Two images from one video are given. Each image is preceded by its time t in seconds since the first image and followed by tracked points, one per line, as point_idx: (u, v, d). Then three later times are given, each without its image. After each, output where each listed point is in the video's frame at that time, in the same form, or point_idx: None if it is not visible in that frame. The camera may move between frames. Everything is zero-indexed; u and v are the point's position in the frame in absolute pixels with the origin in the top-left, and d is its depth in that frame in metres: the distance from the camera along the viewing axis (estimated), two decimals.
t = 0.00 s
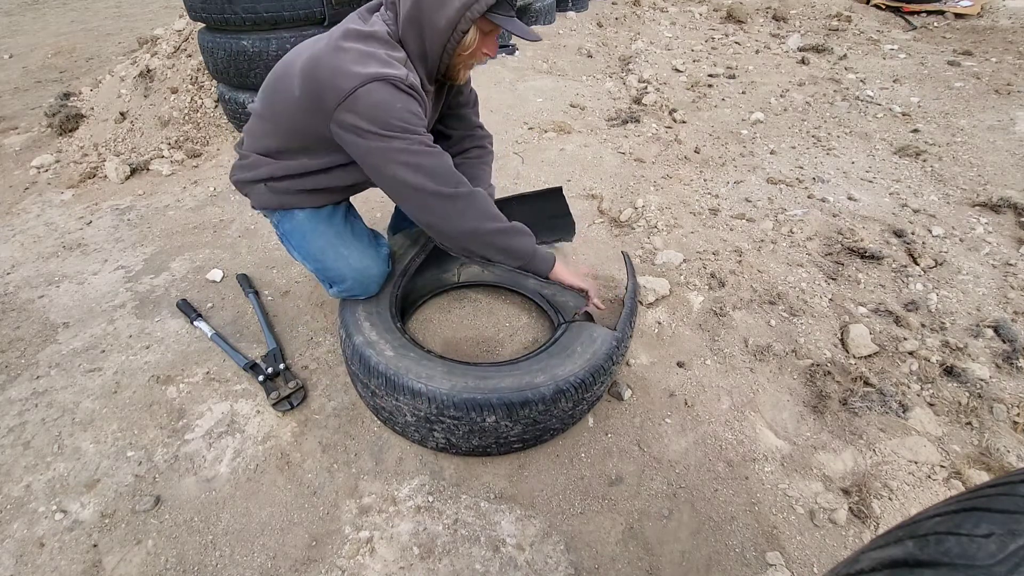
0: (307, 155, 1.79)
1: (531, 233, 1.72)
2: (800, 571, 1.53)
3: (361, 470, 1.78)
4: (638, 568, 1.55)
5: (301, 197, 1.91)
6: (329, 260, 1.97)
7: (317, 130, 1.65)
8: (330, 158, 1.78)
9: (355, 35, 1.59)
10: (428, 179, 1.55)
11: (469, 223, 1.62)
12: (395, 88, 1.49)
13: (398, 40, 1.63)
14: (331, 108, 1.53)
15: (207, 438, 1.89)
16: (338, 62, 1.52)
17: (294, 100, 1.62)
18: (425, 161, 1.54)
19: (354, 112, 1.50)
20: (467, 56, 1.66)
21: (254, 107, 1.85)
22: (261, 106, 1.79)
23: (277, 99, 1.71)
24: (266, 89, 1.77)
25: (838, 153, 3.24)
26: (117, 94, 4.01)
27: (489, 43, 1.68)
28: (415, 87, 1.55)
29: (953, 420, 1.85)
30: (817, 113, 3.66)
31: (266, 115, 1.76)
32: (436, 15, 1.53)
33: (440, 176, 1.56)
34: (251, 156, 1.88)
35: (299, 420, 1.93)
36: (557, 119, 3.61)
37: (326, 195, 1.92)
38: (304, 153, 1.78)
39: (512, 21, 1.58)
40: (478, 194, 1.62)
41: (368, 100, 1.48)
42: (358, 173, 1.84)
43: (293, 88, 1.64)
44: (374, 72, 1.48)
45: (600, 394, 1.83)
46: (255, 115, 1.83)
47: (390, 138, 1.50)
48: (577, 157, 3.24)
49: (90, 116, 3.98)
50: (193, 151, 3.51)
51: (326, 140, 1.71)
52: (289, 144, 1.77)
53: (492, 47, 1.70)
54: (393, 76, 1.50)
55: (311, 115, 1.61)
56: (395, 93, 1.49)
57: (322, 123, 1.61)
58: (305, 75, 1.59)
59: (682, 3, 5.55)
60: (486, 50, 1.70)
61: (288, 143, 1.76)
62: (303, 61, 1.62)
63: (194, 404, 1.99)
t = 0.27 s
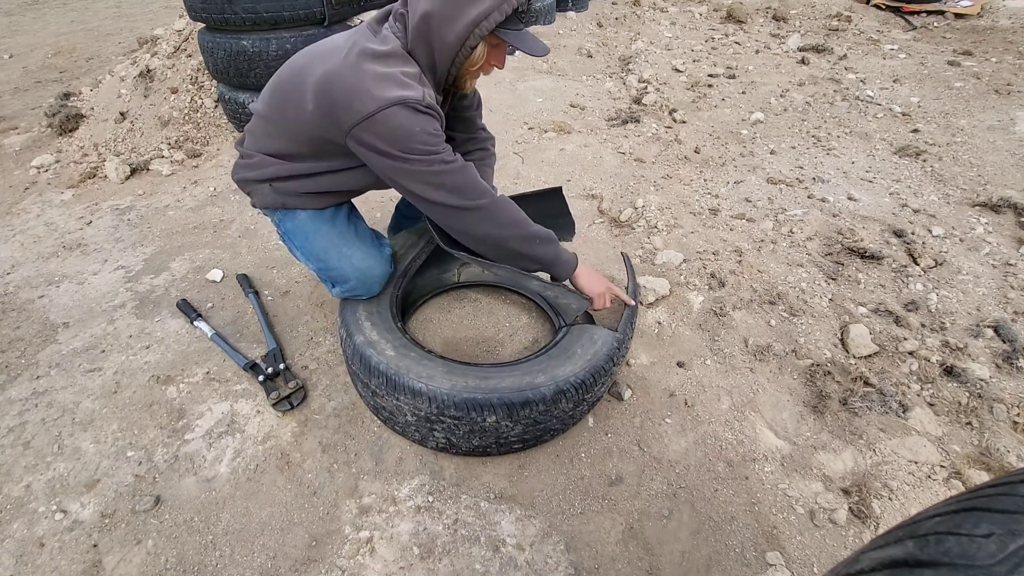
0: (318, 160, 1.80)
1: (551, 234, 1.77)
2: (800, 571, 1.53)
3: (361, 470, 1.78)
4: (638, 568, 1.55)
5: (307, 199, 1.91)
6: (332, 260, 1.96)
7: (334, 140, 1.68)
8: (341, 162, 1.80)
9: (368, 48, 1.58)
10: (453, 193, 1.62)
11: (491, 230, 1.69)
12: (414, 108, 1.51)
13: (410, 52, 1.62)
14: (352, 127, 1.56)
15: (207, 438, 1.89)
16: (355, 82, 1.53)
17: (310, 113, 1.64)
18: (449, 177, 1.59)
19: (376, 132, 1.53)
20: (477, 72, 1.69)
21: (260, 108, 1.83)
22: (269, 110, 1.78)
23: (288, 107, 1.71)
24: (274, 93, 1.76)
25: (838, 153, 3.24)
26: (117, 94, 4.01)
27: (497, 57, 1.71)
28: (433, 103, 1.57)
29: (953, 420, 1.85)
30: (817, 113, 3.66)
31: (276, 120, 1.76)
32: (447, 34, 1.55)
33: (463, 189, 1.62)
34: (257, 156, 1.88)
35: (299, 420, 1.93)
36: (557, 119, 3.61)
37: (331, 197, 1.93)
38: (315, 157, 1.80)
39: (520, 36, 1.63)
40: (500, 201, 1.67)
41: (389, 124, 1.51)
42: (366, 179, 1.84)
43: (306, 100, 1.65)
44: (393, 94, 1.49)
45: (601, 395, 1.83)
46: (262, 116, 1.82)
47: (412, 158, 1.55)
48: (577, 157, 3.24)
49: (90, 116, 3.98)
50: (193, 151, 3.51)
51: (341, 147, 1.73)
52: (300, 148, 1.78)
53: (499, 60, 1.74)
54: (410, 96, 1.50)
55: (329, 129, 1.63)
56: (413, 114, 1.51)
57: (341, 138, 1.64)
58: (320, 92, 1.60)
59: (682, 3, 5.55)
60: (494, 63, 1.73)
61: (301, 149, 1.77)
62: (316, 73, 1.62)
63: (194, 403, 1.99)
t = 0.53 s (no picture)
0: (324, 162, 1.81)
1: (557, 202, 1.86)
2: (800, 571, 1.53)
3: (361, 470, 1.78)
4: (638, 568, 1.55)
5: (309, 200, 1.91)
6: (332, 260, 1.96)
7: (344, 146, 1.70)
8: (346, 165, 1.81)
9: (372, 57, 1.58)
10: (471, 187, 1.69)
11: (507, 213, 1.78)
12: (427, 117, 1.55)
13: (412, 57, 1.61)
14: (366, 138, 1.59)
15: (207, 438, 1.89)
16: (364, 93, 1.54)
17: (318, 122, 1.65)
18: (466, 173, 1.66)
19: (392, 141, 1.57)
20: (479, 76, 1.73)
21: (261, 111, 1.83)
22: (272, 115, 1.78)
23: (293, 113, 1.72)
24: (275, 97, 1.76)
25: (838, 153, 3.24)
26: (117, 94, 4.01)
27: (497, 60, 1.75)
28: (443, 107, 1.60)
29: (953, 420, 1.85)
30: (817, 113, 3.66)
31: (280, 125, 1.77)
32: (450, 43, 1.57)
33: (479, 180, 1.69)
34: (259, 159, 1.88)
35: (299, 420, 1.93)
36: (557, 119, 3.61)
37: (336, 197, 1.93)
38: (319, 160, 1.81)
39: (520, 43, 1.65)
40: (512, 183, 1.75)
41: (406, 134, 1.55)
42: (367, 179, 1.84)
43: (313, 108, 1.65)
44: (406, 105, 1.52)
45: (601, 395, 1.83)
46: (264, 119, 1.82)
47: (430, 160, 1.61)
48: (577, 157, 3.24)
49: (90, 116, 3.98)
50: (193, 151, 3.51)
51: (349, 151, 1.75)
52: (305, 152, 1.79)
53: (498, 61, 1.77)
54: (422, 104, 1.54)
55: (339, 137, 1.66)
56: (427, 121, 1.55)
57: (352, 145, 1.67)
58: (327, 102, 1.60)
59: (682, 3, 5.55)
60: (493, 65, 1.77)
61: (307, 154, 1.79)
62: (321, 82, 1.62)
63: (194, 404, 1.99)
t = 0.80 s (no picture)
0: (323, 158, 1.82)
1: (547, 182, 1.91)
2: (800, 571, 1.53)
3: (361, 470, 1.78)
4: (638, 568, 1.55)
5: (310, 199, 1.91)
6: (332, 259, 1.96)
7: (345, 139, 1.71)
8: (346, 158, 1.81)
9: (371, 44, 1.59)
10: (471, 170, 1.70)
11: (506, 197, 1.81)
12: (429, 99, 1.56)
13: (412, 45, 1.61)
14: (369, 124, 1.60)
15: (207, 438, 1.89)
16: (366, 80, 1.55)
17: (319, 114, 1.66)
18: (467, 156, 1.68)
19: (395, 125, 1.58)
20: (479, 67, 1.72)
21: (261, 110, 1.84)
22: (272, 113, 1.79)
23: (294, 109, 1.72)
24: (276, 94, 1.77)
25: (838, 153, 3.24)
26: (117, 95, 4.01)
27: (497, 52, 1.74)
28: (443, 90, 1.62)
29: (953, 420, 1.85)
30: (817, 113, 3.66)
31: (281, 122, 1.77)
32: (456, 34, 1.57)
33: (479, 164, 1.71)
34: (260, 158, 1.89)
35: (299, 420, 1.93)
36: (557, 119, 3.61)
37: (336, 196, 1.93)
38: (320, 156, 1.81)
39: (521, 34, 1.64)
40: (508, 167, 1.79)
41: (408, 117, 1.56)
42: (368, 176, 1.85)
43: (314, 100, 1.66)
44: (408, 88, 1.53)
45: (600, 394, 1.83)
46: (264, 119, 1.83)
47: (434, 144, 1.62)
48: (577, 157, 3.24)
49: (91, 116, 3.98)
50: (193, 151, 3.51)
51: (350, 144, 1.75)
52: (305, 149, 1.79)
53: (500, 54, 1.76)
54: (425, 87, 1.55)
55: (341, 128, 1.66)
56: (430, 104, 1.56)
57: (354, 135, 1.67)
58: (329, 91, 1.61)
59: (682, 3, 5.55)
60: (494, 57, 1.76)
61: (308, 150, 1.79)
62: (322, 73, 1.63)
63: (194, 404, 1.99)
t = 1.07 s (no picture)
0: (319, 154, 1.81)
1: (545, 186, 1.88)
2: (800, 571, 1.52)
3: (361, 470, 1.78)
4: (638, 568, 1.55)
5: (309, 198, 1.90)
6: (332, 260, 1.96)
7: (338, 131, 1.69)
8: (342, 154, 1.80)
9: (364, 34, 1.59)
10: (460, 167, 1.68)
11: (496, 198, 1.77)
12: (417, 87, 1.55)
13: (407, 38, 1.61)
14: (356, 113, 1.58)
15: (207, 437, 1.89)
16: (356, 65, 1.54)
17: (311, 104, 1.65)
18: (455, 151, 1.65)
19: (382, 114, 1.56)
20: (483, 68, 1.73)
21: (260, 108, 1.85)
22: (269, 109, 1.79)
23: (289, 103, 1.72)
24: (274, 91, 1.77)
25: (838, 153, 3.24)
26: (117, 95, 4.01)
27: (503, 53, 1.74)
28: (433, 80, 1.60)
29: (953, 420, 1.85)
30: (817, 113, 3.66)
31: (277, 118, 1.78)
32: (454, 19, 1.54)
33: (463, 162, 1.68)
34: (260, 158, 1.90)
35: (299, 420, 1.93)
36: (557, 119, 3.61)
37: (337, 197, 1.94)
38: (320, 156, 1.81)
39: (525, 35, 1.64)
40: (497, 171, 1.75)
41: (392, 103, 1.54)
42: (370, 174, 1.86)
43: (306, 91, 1.65)
44: (393, 74, 1.52)
45: (600, 394, 1.84)
46: (263, 117, 1.85)
47: (415, 134, 1.59)
48: (577, 157, 3.24)
49: (91, 116, 3.98)
50: (193, 151, 3.51)
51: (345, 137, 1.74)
52: (305, 148, 1.79)
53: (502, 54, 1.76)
54: (412, 75, 1.54)
55: (332, 119, 1.65)
56: (415, 92, 1.54)
57: (345, 126, 1.65)
58: (320, 79, 1.60)
59: (682, 3, 5.54)
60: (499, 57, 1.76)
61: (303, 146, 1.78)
62: (316, 63, 1.63)
63: (195, 403, 1.99)
